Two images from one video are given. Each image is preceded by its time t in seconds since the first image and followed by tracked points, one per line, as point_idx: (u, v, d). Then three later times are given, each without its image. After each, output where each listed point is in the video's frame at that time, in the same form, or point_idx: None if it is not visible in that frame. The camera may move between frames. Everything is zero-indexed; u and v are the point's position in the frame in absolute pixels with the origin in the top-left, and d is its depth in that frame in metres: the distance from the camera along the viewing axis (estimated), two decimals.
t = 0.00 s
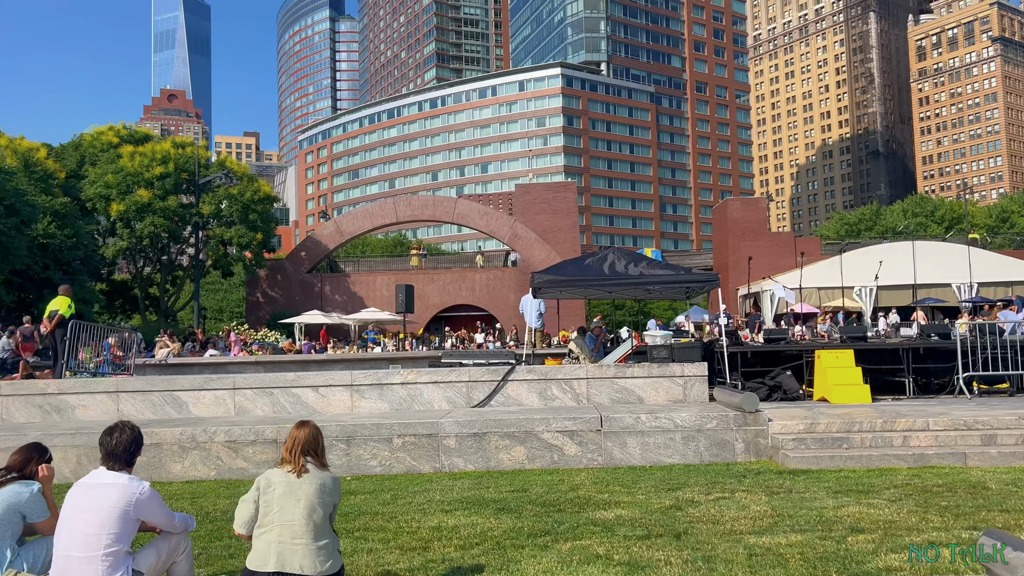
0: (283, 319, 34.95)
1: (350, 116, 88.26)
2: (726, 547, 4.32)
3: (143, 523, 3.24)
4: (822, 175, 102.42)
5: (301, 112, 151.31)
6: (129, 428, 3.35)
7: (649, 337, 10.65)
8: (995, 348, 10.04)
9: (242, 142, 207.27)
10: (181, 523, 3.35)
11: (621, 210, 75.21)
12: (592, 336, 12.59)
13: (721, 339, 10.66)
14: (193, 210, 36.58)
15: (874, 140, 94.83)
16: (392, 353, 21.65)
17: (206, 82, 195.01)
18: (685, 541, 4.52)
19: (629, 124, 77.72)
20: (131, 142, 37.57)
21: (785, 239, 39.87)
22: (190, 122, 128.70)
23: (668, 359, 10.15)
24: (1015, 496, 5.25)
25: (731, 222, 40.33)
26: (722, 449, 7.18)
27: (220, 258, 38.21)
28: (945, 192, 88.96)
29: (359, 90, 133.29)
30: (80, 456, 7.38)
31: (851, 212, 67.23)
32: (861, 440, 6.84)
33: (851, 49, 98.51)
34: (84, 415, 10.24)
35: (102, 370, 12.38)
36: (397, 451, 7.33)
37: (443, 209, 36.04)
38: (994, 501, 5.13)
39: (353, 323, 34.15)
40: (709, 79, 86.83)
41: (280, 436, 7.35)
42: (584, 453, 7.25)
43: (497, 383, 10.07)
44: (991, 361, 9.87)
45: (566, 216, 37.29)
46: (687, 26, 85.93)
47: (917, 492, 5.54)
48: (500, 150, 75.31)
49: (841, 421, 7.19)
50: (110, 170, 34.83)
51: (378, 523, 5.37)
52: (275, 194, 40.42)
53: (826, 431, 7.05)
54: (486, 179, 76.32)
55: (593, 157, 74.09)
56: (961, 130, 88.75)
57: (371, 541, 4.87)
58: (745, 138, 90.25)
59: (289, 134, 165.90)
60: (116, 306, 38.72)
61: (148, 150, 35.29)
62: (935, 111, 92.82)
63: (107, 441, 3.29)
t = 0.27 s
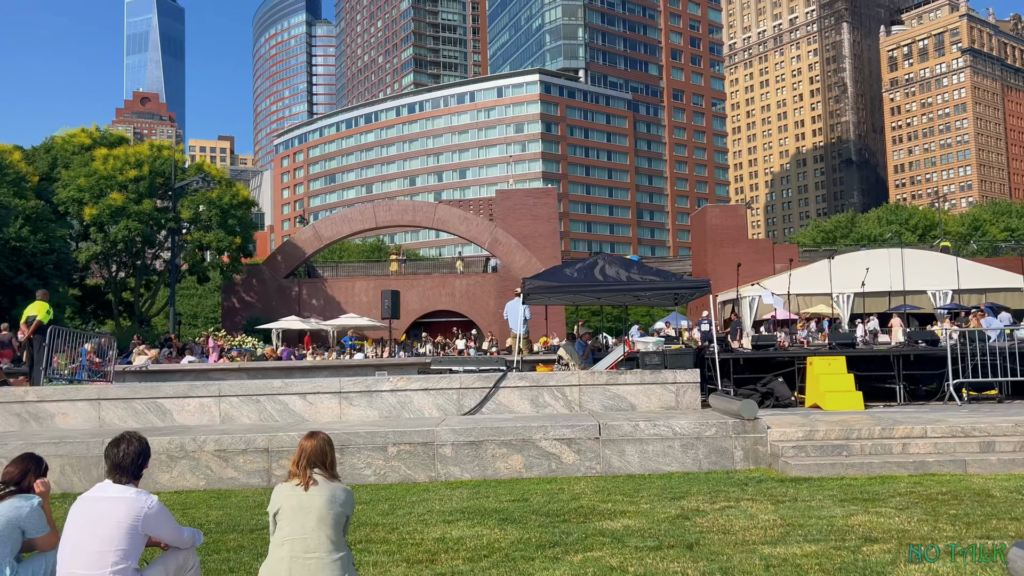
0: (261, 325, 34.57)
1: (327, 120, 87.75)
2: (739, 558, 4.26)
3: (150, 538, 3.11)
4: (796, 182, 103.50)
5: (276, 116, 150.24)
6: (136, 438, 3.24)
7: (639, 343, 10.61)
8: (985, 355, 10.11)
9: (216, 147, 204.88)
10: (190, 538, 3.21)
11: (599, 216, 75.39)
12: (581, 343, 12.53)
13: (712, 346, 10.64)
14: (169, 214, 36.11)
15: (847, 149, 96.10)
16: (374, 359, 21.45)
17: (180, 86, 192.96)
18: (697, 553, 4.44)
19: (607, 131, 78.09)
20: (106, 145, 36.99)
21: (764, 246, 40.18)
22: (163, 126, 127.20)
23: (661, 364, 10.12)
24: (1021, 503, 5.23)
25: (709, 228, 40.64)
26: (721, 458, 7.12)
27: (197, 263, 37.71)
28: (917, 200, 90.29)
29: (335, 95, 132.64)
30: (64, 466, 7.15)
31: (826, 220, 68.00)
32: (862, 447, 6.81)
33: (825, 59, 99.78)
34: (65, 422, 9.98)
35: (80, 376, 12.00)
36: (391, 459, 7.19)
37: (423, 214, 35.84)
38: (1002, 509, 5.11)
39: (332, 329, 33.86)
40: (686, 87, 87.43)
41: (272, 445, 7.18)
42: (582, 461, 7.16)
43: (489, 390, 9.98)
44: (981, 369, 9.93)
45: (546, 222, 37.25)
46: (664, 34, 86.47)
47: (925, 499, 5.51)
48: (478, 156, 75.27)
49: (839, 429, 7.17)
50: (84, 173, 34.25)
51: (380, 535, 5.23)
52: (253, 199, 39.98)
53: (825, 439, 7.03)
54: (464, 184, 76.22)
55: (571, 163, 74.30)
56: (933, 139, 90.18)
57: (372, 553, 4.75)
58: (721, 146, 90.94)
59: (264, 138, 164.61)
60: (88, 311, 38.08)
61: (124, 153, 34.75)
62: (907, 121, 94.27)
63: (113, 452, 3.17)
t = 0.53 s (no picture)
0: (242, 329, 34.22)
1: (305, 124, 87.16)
2: (758, 563, 4.22)
3: (171, 547, 3.01)
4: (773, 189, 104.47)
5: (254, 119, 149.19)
6: (153, 442, 3.14)
7: (633, 349, 10.56)
8: (977, 360, 10.18)
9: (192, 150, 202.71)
10: (210, 546, 3.12)
11: (579, 221, 75.47)
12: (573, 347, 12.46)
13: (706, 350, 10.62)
14: (148, 217, 35.68)
15: (823, 156, 97.22)
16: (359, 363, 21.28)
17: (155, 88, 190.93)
18: (715, 557, 4.40)
19: (587, 137, 78.32)
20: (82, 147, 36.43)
21: (744, 251, 40.48)
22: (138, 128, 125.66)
23: (655, 370, 10.09)
24: None
25: (690, 233, 40.83)
26: (723, 462, 7.09)
27: (176, 267, 37.24)
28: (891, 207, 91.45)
29: (313, 99, 131.90)
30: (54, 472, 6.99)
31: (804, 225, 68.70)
32: (862, 451, 6.83)
33: (801, 67, 100.94)
34: (49, 428, 9.77)
35: (59, 381, 11.82)
36: (391, 464, 7.10)
37: (405, 218, 35.65)
38: (1009, 512, 5.14)
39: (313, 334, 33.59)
40: (665, 94, 87.98)
41: (268, 451, 7.07)
42: (584, 465, 7.11)
43: (484, 394, 9.91)
44: (973, 373, 10.00)
45: (528, 227, 37.22)
46: (643, 40, 86.95)
47: (933, 502, 5.52)
48: (459, 160, 75.17)
49: (841, 432, 7.17)
50: (60, 175, 33.71)
51: (386, 541, 5.12)
52: (234, 203, 39.57)
53: (826, 442, 7.03)
54: (444, 189, 76.05)
55: (551, 168, 74.44)
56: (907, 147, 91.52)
57: (383, 560, 4.66)
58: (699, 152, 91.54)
59: (241, 142, 163.35)
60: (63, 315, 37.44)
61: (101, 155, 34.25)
62: (881, 129, 95.59)
63: (129, 456, 3.08)
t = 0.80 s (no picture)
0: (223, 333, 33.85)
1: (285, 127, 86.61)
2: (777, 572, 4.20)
3: (193, 559, 2.93)
4: (752, 195, 105.34)
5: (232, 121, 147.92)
6: (173, 450, 3.07)
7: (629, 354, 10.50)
8: (969, 365, 10.24)
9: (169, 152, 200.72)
10: (233, 558, 3.04)
11: (561, 225, 75.53)
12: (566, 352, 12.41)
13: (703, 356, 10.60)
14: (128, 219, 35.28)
15: (801, 162, 98.13)
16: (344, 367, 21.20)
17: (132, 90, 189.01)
18: (731, 564, 4.38)
19: (569, 141, 78.52)
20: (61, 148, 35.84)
21: (726, 256, 40.72)
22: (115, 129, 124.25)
23: (652, 374, 10.07)
24: None
25: (674, 238, 40.95)
26: (726, 468, 7.08)
27: (157, 270, 36.78)
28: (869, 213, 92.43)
29: (293, 101, 131.18)
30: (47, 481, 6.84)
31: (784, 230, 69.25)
32: (865, 457, 6.84)
33: (780, 74, 101.82)
34: (37, 434, 9.58)
35: (39, 387, 11.51)
36: (392, 471, 7.02)
37: (389, 222, 35.44)
38: (1018, 518, 5.16)
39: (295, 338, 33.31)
40: (646, 99, 88.35)
41: (267, 458, 6.98)
42: (586, 472, 7.07)
43: (480, 400, 9.86)
44: (966, 378, 10.05)
45: (512, 231, 37.11)
46: (624, 46, 87.23)
47: (942, 509, 5.52)
48: (441, 164, 75.01)
49: (843, 437, 7.18)
50: (38, 177, 33.17)
51: (395, 551, 5.04)
52: (216, 205, 39.14)
53: (828, 448, 7.03)
54: (426, 193, 75.85)
55: (533, 173, 74.55)
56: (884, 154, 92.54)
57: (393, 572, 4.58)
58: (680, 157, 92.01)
59: (220, 144, 162.03)
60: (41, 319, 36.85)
61: (81, 156, 33.74)
62: (858, 135, 96.62)
63: (148, 467, 3.00)
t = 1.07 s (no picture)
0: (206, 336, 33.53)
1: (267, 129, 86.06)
2: None
3: (219, 565, 2.85)
4: (733, 199, 106.05)
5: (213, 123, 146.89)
6: (197, 456, 3.00)
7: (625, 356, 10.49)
8: (963, 367, 10.27)
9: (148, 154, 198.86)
10: (259, 564, 2.96)
11: (544, 229, 75.56)
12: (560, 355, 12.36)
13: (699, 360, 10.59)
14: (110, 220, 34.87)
15: (781, 167, 99.00)
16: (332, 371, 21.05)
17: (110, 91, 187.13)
18: (748, 568, 4.36)
19: (552, 145, 78.65)
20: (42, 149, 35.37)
21: (710, 261, 40.93)
22: (93, 130, 122.87)
23: (649, 378, 10.06)
24: None
25: (658, 242, 41.04)
26: (729, 471, 7.06)
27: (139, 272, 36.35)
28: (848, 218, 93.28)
29: (275, 104, 130.42)
30: (41, 486, 6.70)
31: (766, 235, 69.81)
32: (869, 460, 6.84)
33: (760, 80, 102.70)
34: (25, 439, 9.39)
35: (23, 391, 11.24)
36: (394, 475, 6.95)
37: (373, 225, 35.24)
38: None
39: (279, 341, 33.06)
40: (629, 104, 88.71)
41: (267, 462, 6.88)
42: (589, 475, 7.03)
43: (477, 403, 9.81)
44: (960, 381, 10.08)
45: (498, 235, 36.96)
46: (607, 51, 87.55)
47: (951, 512, 5.53)
48: (424, 167, 74.86)
49: (845, 440, 7.19)
50: (18, 177, 32.72)
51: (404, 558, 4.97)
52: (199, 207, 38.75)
53: (831, 451, 7.04)
54: (409, 196, 75.65)
55: (516, 176, 74.61)
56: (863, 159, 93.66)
57: None
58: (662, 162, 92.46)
59: (200, 145, 160.76)
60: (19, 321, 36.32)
61: (62, 157, 33.33)
62: (838, 141, 97.67)
63: (172, 472, 2.92)
